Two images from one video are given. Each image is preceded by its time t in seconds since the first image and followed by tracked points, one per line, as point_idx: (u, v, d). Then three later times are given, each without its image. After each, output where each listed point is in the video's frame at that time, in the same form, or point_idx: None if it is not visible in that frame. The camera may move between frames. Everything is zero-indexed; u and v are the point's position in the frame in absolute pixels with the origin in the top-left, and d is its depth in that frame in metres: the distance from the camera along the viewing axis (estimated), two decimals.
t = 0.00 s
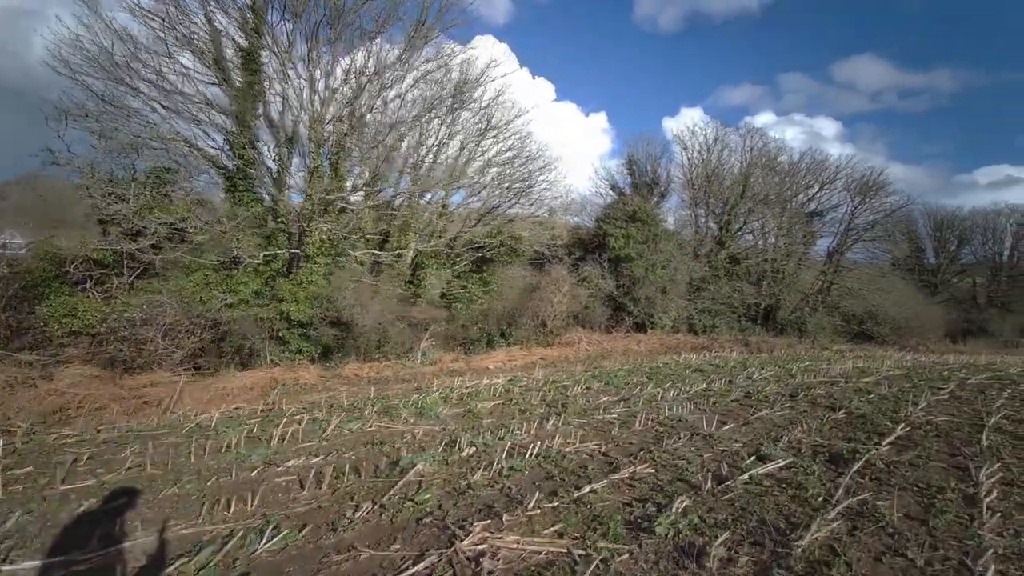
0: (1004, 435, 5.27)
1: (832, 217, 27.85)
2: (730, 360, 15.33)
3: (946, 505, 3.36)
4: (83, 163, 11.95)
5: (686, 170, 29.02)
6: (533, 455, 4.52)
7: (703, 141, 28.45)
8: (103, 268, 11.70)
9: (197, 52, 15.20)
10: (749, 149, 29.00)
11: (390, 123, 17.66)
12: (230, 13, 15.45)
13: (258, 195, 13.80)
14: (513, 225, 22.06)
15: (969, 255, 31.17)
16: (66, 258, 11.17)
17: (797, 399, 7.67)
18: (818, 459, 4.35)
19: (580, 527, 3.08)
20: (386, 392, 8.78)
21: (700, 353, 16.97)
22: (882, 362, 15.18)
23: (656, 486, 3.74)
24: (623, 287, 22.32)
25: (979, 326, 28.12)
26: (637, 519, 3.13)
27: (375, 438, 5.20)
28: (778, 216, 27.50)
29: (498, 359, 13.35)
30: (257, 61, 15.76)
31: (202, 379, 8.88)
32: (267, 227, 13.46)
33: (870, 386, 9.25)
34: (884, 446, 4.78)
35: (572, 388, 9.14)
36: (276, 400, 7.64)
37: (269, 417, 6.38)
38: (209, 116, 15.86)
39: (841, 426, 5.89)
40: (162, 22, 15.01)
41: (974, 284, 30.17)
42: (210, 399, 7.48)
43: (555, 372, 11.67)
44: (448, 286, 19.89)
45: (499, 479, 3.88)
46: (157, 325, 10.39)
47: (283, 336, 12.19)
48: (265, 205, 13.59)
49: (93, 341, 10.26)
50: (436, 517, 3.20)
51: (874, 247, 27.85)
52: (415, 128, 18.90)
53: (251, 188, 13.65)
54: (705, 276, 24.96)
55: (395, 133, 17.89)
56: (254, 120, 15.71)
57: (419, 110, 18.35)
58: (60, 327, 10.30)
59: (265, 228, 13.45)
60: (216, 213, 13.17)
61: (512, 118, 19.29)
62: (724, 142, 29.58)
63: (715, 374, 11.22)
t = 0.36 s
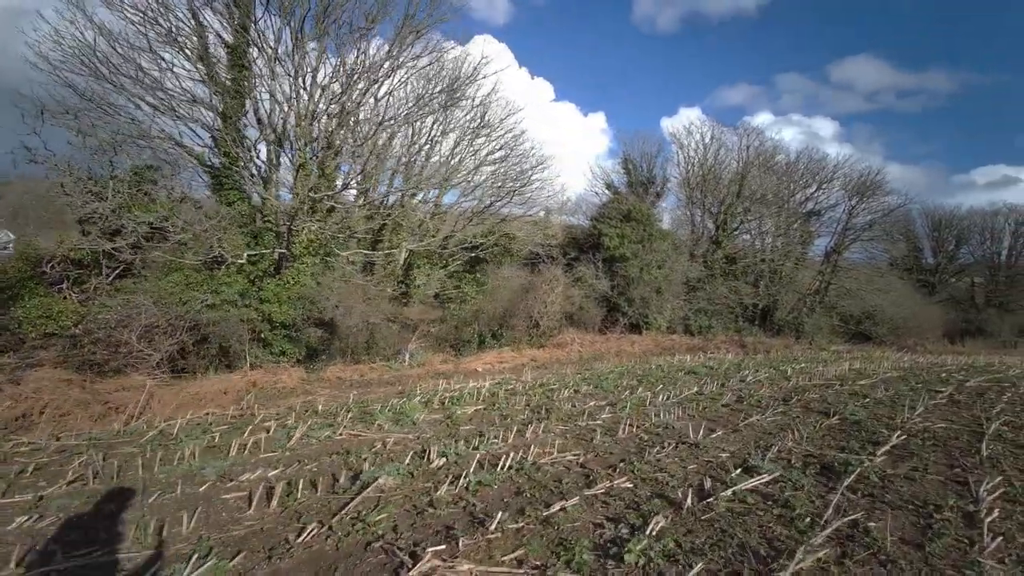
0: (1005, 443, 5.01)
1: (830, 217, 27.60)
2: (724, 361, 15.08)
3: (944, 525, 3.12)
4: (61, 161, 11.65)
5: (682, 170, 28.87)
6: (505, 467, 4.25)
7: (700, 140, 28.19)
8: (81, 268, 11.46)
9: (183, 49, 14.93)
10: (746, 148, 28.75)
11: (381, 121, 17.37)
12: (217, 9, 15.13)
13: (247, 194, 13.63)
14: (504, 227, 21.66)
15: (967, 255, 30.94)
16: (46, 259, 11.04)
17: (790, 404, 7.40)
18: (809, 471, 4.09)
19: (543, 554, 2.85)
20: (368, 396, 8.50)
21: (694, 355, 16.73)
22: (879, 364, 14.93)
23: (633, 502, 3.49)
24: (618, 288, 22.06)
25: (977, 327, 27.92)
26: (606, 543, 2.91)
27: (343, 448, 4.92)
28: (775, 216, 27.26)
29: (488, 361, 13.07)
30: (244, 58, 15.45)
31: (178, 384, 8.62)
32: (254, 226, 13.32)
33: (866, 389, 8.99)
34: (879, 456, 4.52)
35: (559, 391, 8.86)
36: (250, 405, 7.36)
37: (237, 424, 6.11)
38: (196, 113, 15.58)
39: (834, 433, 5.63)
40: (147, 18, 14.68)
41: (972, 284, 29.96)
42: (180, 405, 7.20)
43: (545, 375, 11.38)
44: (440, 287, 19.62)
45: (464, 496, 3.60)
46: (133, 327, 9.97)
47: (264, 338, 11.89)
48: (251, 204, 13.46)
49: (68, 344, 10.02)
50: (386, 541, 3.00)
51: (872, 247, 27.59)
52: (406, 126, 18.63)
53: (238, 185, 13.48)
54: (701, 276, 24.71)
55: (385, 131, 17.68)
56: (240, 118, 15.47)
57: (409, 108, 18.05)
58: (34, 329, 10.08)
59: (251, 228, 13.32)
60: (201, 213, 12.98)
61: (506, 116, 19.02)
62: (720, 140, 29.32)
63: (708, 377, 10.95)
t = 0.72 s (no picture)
0: (1009, 450, 4.72)
1: (827, 216, 27.33)
2: (718, 361, 14.81)
3: (945, 547, 2.83)
4: (35, 156, 11.36)
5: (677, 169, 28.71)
6: (474, 478, 3.93)
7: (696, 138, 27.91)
8: (56, 266, 11.22)
9: (168, 42, 14.56)
10: (742, 146, 28.49)
11: (370, 117, 17.02)
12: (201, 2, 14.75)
13: (233, 191, 13.23)
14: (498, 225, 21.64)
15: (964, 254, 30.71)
16: (19, 256, 10.70)
17: (784, 407, 7.09)
18: (800, 483, 3.80)
19: None
20: (346, 398, 8.18)
21: (688, 354, 16.47)
22: (876, 364, 14.66)
23: (607, 520, 3.20)
24: (611, 287, 21.76)
25: (974, 326, 27.75)
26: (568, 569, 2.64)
27: (303, 457, 4.59)
28: (771, 214, 26.99)
29: (476, 362, 12.75)
30: (228, 52, 15.07)
31: (148, 387, 8.31)
32: (239, 223, 12.89)
33: (862, 390, 8.71)
34: (876, 465, 4.23)
35: (545, 394, 8.53)
36: (219, 409, 7.05)
37: (199, 430, 5.81)
38: (180, 106, 15.28)
39: (828, 439, 5.33)
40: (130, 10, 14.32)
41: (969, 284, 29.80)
42: (146, 410, 6.90)
43: (533, 376, 11.05)
44: (431, 285, 19.26)
45: (423, 512, 3.29)
46: (105, 327, 9.74)
47: (244, 338, 11.49)
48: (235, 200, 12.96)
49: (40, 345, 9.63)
50: (324, 569, 2.74)
51: (869, 245, 27.34)
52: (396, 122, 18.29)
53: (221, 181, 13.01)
54: (695, 275, 24.44)
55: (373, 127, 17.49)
56: (224, 113, 15.11)
57: (399, 103, 17.70)
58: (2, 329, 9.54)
59: (236, 224, 12.86)
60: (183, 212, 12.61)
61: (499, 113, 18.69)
62: (716, 138, 29.05)
63: (701, 378, 10.66)
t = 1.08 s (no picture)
0: (1001, 456, 4.49)
1: (818, 215, 27.18)
2: (708, 362, 14.58)
3: (934, 568, 2.58)
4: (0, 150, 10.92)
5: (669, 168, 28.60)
6: (430, 490, 3.63)
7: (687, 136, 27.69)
8: (22, 264, 10.90)
9: (144, 33, 14.09)
10: (733, 145, 28.36)
11: (354, 112, 16.67)
12: None
13: (212, 189, 12.93)
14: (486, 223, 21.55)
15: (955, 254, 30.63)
16: None
17: (770, 409, 6.83)
18: (780, 493, 3.55)
19: None
20: (317, 401, 7.83)
21: (677, 354, 16.25)
22: (866, 364, 14.48)
23: (566, 536, 2.95)
24: (601, 286, 21.50)
25: (964, 326, 27.76)
26: None
27: (252, 467, 4.28)
28: (763, 213, 26.82)
29: (459, 363, 12.44)
30: (206, 43, 14.61)
31: (113, 389, 8.00)
32: (219, 220, 12.83)
33: (851, 391, 8.48)
34: (861, 474, 3.98)
35: (525, 396, 8.22)
36: (179, 414, 6.71)
37: (149, 439, 5.48)
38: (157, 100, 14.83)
39: (813, 444, 5.07)
40: None
41: (959, 283, 29.82)
42: (101, 415, 6.56)
43: (517, 377, 10.73)
44: (417, 284, 18.93)
45: (366, 530, 3.00)
46: (67, 329, 9.42)
47: (218, 339, 11.19)
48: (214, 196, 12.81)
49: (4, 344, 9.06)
50: None
51: (860, 245, 27.24)
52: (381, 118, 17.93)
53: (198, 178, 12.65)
54: (686, 275, 24.24)
55: (357, 124, 17.19)
56: (203, 108, 14.77)
57: (384, 99, 17.38)
58: None
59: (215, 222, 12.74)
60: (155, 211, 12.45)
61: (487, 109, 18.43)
62: (708, 136, 28.88)
63: (688, 378, 10.40)
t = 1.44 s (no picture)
0: (996, 469, 4.23)
1: (813, 215, 26.94)
2: (699, 363, 14.31)
3: None
4: None
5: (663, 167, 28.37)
6: (377, 511, 3.35)
7: (682, 134, 27.45)
8: None
9: (123, 27, 13.74)
10: (728, 144, 28.13)
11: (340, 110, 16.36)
12: None
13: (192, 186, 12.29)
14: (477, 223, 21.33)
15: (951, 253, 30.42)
16: None
17: (757, 415, 6.58)
18: (756, 514, 3.28)
19: None
20: (289, 406, 7.56)
21: (668, 356, 16.02)
22: (860, 365, 14.24)
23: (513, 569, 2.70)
24: (593, 286, 21.25)
25: (959, 326, 27.58)
26: None
27: (195, 484, 4.00)
28: (757, 213, 26.60)
29: (444, 365, 12.16)
30: (188, 39, 14.27)
31: (77, 395, 7.72)
32: (200, 219, 12.32)
33: (842, 395, 8.22)
34: (847, 490, 3.71)
35: (505, 400, 7.94)
36: (140, 423, 6.46)
37: (100, 450, 5.25)
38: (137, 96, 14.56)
39: (798, 455, 4.81)
40: None
41: (955, 283, 29.65)
42: (59, 424, 6.31)
43: (501, 380, 10.46)
44: (407, 285, 18.65)
45: (291, 563, 2.82)
46: (32, 331, 9.09)
47: (192, 341, 10.92)
48: (195, 194, 12.35)
49: None
50: None
51: (856, 245, 26.98)
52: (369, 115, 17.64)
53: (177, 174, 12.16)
54: (679, 275, 24.01)
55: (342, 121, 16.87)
56: (184, 105, 14.48)
57: (371, 96, 17.10)
58: None
59: (196, 221, 12.29)
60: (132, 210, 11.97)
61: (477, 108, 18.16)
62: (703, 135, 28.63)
63: (677, 381, 10.14)
